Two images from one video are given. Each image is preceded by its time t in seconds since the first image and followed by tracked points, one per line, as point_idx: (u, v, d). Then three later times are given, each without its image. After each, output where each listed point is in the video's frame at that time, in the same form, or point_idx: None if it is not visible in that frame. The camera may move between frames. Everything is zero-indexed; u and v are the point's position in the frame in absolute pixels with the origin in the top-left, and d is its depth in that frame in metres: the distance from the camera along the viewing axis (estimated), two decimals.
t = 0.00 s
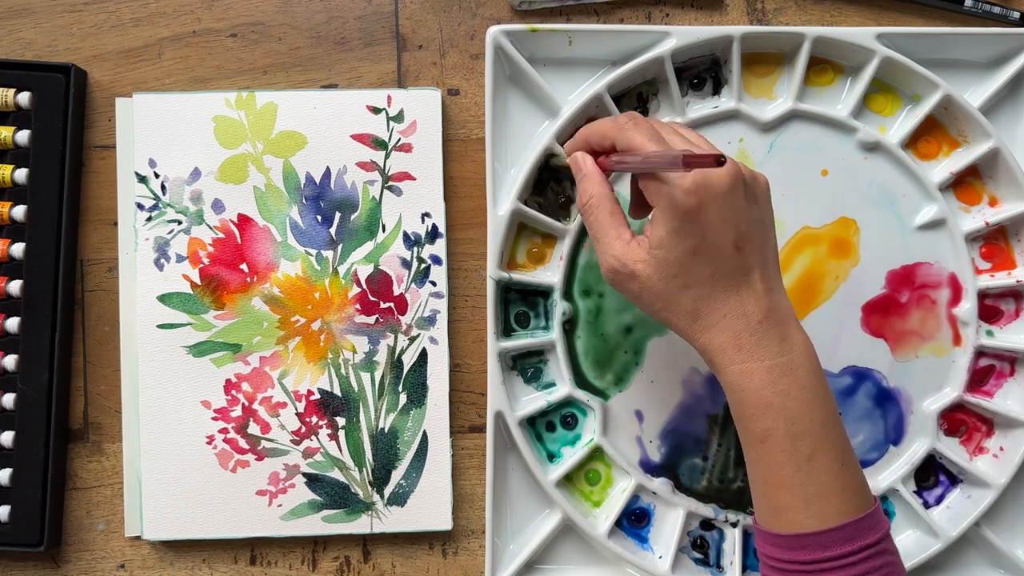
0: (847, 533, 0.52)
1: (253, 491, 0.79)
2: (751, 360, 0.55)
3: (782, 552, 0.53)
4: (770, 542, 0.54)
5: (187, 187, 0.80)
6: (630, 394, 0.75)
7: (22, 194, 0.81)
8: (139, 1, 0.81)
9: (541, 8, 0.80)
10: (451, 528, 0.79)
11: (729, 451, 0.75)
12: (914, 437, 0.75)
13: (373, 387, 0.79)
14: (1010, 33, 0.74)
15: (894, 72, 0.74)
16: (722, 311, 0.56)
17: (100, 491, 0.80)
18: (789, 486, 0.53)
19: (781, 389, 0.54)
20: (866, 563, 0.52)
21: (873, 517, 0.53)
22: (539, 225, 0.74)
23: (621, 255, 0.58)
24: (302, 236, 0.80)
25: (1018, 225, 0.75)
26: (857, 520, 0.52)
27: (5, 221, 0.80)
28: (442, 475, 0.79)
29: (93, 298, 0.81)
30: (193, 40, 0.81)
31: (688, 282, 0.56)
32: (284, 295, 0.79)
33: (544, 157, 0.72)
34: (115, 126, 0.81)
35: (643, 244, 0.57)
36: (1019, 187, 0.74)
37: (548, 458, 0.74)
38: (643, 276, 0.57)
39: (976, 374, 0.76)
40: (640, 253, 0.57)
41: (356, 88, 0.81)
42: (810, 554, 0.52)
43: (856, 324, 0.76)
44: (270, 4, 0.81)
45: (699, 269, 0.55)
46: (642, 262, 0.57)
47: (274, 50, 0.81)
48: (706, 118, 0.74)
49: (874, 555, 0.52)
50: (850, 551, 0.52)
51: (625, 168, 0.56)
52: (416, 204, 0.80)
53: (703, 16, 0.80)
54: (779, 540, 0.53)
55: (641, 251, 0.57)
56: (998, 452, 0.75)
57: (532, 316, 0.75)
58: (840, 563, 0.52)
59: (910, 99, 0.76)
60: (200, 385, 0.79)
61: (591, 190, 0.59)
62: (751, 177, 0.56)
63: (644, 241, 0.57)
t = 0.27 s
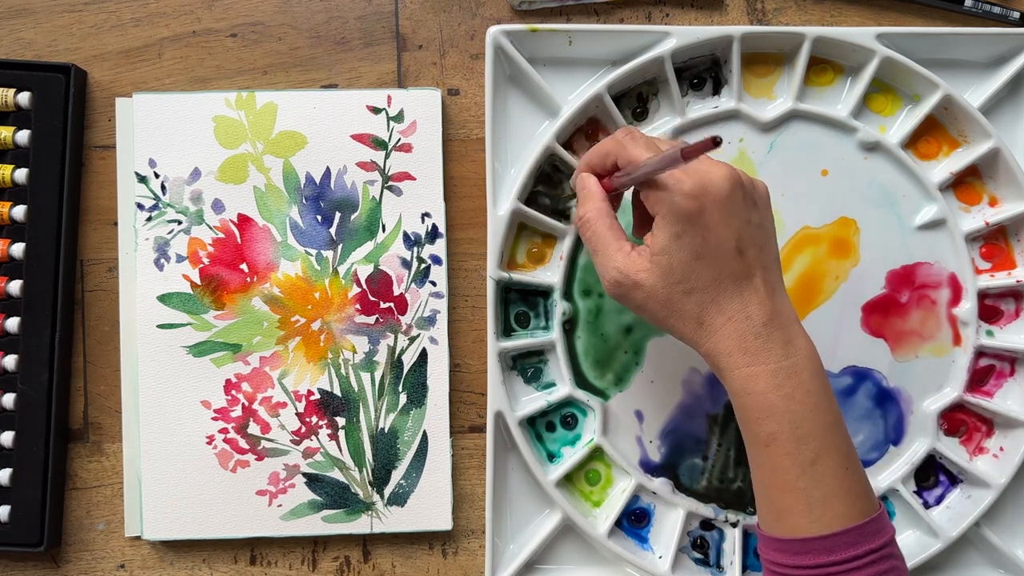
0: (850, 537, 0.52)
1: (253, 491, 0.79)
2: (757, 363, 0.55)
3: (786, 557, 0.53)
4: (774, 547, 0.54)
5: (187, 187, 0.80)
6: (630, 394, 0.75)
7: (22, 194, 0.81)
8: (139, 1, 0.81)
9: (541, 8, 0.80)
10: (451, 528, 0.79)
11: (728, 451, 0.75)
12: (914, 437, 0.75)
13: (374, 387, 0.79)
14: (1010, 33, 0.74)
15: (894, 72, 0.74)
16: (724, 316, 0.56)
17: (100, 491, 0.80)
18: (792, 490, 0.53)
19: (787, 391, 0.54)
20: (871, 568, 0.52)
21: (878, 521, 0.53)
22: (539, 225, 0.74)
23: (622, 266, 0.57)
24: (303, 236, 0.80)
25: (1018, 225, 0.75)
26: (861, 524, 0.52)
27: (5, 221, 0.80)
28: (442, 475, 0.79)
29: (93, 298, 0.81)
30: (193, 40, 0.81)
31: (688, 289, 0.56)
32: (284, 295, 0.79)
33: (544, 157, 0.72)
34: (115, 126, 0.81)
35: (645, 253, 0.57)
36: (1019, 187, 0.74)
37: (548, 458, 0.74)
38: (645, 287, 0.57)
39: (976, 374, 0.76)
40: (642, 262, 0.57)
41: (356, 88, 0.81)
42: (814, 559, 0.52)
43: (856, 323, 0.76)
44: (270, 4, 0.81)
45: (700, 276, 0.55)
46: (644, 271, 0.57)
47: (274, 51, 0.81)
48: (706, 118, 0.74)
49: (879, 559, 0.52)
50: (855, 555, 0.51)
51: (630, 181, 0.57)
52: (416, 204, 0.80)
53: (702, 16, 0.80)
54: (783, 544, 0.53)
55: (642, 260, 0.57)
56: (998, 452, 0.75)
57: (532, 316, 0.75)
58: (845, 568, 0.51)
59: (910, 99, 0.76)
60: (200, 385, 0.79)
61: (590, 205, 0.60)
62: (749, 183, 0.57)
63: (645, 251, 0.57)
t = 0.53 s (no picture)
0: (843, 538, 0.52)
1: (253, 491, 0.79)
2: (746, 362, 0.55)
3: (778, 555, 0.53)
4: (768, 545, 0.54)
5: (187, 187, 0.80)
6: (630, 394, 0.75)
7: (22, 194, 0.81)
8: (139, 1, 0.81)
9: (541, 8, 0.80)
10: (452, 528, 0.79)
11: (729, 451, 0.75)
12: (914, 437, 0.75)
13: (374, 387, 0.79)
14: (1010, 33, 0.74)
15: (894, 72, 0.74)
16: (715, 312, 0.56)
17: (100, 491, 0.80)
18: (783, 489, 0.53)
19: (776, 391, 0.54)
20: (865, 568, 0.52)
21: (873, 521, 0.53)
22: (539, 226, 0.74)
23: (616, 258, 0.58)
24: (303, 236, 0.80)
25: (1018, 225, 0.75)
26: (855, 525, 0.52)
27: (5, 221, 0.80)
28: (442, 475, 0.79)
29: (93, 298, 0.81)
30: (194, 40, 0.81)
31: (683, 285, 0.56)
32: (284, 295, 0.79)
33: (544, 157, 0.72)
34: (115, 126, 0.81)
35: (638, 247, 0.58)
36: (1019, 187, 0.74)
37: (548, 458, 0.74)
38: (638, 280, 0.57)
39: (976, 375, 0.76)
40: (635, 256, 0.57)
41: (356, 88, 0.81)
42: (806, 558, 0.52)
43: (856, 324, 0.76)
44: (270, 4, 0.81)
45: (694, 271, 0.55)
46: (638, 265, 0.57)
47: (274, 50, 0.81)
48: (706, 118, 0.74)
49: (873, 560, 0.52)
50: (849, 556, 0.51)
51: (629, 165, 0.58)
52: (416, 204, 0.80)
53: (703, 16, 0.80)
54: (776, 543, 0.53)
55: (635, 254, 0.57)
56: (998, 452, 0.75)
57: (532, 316, 0.75)
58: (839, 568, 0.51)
59: (910, 99, 0.76)
60: (200, 385, 0.79)
61: (587, 193, 0.60)
62: (750, 178, 0.56)
63: (640, 243, 0.58)
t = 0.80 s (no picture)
0: None
1: (253, 491, 0.79)
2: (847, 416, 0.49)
3: None
4: None
5: (187, 187, 0.80)
6: (630, 394, 0.75)
7: (22, 194, 0.81)
8: (139, 1, 0.81)
9: (541, 8, 0.80)
10: (452, 528, 0.79)
11: (729, 451, 0.75)
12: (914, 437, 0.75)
13: (374, 387, 0.79)
14: (1011, 33, 0.74)
15: (894, 72, 0.74)
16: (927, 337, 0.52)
17: (100, 491, 0.80)
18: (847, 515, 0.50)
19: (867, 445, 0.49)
20: None
21: None
22: (539, 225, 0.74)
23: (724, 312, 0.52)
24: (302, 236, 0.80)
25: (1018, 225, 0.75)
26: None
27: (5, 221, 0.80)
28: (443, 476, 0.79)
29: (93, 298, 0.81)
30: (193, 40, 0.81)
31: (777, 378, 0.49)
32: (284, 295, 0.79)
33: (544, 157, 0.72)
34: (115, 126, 0.81)
35: (849, 346, 0.52)
36: (1019, 187, 0.74)
37: (548, 458, 0.74)
38: (833, 392, 0.50)
39: (977, 374, 0.76)
40: (844, 360, 0.51)
41: (356, 88, 0.81)
42: None
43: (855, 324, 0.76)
44: (270, 4, 0.81)
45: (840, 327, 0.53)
46: (843, 373, 0.50)
47: (274, 50, 0.81)
48: (706, 118, 0.74)
49: None
50: None
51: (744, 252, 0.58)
52: (416, 204, 0.80)
53: (703, 16, 0.80)
54: None
55: (861, 347, 0.51)
56: (998, 452, 0.75)
57: (532, 316, 0.75)
58: None
59: (910, 99, 0.76)
60: (200, 385, 0.79)
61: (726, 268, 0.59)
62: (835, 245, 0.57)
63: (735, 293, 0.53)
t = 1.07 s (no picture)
0: None
1: (253, 491, 0.79)
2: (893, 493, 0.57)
3: None
4: None
5: (187, 187, 0.80)
6: (630, 394, 0.75)
7: (22, 194, 0.81)
8: (139, 1, 0.81)
9: (541, 8, 0.80)
10: (452, 528, 0.79)
11: (729, 451, 0.75)
12: (914, 437, 0.75)
13: (374, 387, 0.79)
14: (1010, 33, 0.74)
15: (895, 72, 0.74)
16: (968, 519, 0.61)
17: (100, 491, 0.80)
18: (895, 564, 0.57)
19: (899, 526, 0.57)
20: None
21: None
22: (539, 225, 0.74)
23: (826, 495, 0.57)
24: (303, 236, 0.80)
25: (1018, 225, 0.75)
26: None
27: (6, 221, 0.80)
28: (442, 476, 0.79)
29: (93, 298, 0.81)
30: (194, 40, 0.81)
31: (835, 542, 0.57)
32: (284, 295, 0.80)
33: (544, 157, 0.72)
34: (115, 126, 0.82)
35: (900, 524, 0.59)
36: (1019, 187, 0.74)
37: (548, 458, 0.74)
38: (881, 564, 0.57)
39: (976, 374, 0.76)
40: (894, 538, 0.58)
41: (356, 89, 0.81)
42: None
43: (855, 324, 0.76)
44: (270, 4, 0.81)
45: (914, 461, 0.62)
46: (890, 548, 0.58)
47: (274, 50, 0.81)
48: (706, 118, 0.74)
49: None
50: None
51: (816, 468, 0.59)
52: (416, 204, 0.80)
53: (702, 16, 0.80)
54: None
55: (908, 525, 0.58)
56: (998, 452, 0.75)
57: (532, 316, 0.75)
58: None
59: (910, 99, 0.76)
60: (200, 385, 0.79)
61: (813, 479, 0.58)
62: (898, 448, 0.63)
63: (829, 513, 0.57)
